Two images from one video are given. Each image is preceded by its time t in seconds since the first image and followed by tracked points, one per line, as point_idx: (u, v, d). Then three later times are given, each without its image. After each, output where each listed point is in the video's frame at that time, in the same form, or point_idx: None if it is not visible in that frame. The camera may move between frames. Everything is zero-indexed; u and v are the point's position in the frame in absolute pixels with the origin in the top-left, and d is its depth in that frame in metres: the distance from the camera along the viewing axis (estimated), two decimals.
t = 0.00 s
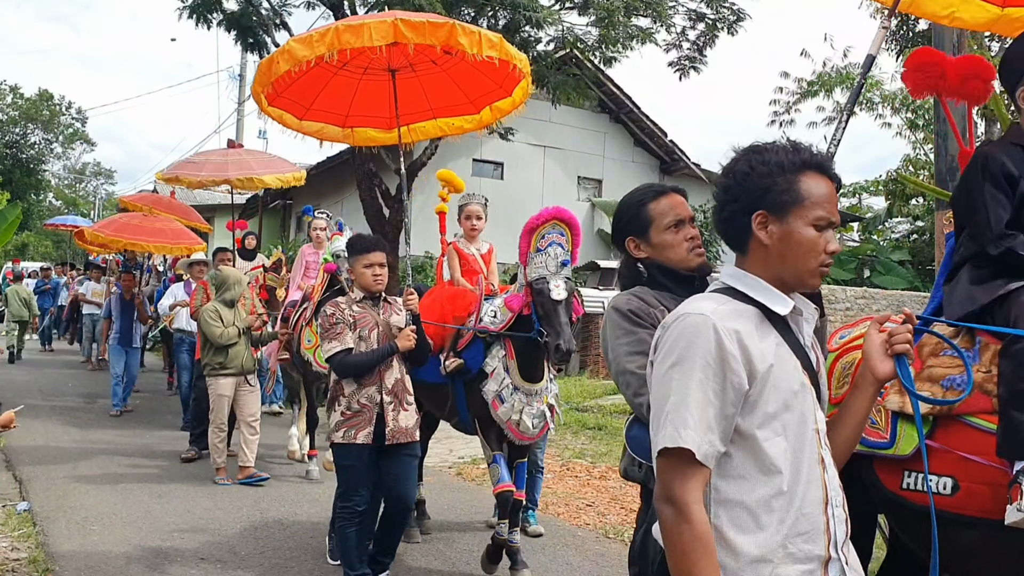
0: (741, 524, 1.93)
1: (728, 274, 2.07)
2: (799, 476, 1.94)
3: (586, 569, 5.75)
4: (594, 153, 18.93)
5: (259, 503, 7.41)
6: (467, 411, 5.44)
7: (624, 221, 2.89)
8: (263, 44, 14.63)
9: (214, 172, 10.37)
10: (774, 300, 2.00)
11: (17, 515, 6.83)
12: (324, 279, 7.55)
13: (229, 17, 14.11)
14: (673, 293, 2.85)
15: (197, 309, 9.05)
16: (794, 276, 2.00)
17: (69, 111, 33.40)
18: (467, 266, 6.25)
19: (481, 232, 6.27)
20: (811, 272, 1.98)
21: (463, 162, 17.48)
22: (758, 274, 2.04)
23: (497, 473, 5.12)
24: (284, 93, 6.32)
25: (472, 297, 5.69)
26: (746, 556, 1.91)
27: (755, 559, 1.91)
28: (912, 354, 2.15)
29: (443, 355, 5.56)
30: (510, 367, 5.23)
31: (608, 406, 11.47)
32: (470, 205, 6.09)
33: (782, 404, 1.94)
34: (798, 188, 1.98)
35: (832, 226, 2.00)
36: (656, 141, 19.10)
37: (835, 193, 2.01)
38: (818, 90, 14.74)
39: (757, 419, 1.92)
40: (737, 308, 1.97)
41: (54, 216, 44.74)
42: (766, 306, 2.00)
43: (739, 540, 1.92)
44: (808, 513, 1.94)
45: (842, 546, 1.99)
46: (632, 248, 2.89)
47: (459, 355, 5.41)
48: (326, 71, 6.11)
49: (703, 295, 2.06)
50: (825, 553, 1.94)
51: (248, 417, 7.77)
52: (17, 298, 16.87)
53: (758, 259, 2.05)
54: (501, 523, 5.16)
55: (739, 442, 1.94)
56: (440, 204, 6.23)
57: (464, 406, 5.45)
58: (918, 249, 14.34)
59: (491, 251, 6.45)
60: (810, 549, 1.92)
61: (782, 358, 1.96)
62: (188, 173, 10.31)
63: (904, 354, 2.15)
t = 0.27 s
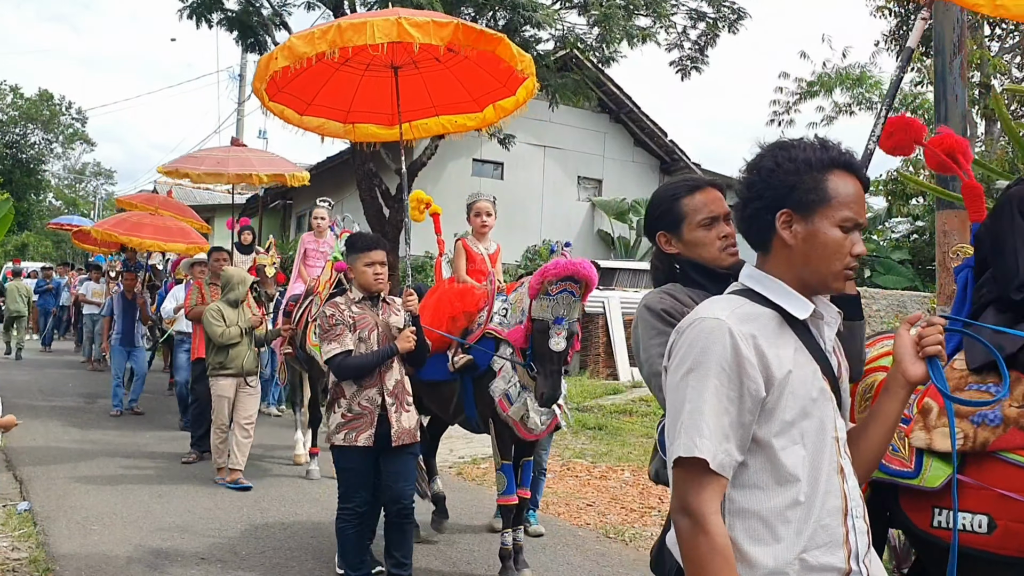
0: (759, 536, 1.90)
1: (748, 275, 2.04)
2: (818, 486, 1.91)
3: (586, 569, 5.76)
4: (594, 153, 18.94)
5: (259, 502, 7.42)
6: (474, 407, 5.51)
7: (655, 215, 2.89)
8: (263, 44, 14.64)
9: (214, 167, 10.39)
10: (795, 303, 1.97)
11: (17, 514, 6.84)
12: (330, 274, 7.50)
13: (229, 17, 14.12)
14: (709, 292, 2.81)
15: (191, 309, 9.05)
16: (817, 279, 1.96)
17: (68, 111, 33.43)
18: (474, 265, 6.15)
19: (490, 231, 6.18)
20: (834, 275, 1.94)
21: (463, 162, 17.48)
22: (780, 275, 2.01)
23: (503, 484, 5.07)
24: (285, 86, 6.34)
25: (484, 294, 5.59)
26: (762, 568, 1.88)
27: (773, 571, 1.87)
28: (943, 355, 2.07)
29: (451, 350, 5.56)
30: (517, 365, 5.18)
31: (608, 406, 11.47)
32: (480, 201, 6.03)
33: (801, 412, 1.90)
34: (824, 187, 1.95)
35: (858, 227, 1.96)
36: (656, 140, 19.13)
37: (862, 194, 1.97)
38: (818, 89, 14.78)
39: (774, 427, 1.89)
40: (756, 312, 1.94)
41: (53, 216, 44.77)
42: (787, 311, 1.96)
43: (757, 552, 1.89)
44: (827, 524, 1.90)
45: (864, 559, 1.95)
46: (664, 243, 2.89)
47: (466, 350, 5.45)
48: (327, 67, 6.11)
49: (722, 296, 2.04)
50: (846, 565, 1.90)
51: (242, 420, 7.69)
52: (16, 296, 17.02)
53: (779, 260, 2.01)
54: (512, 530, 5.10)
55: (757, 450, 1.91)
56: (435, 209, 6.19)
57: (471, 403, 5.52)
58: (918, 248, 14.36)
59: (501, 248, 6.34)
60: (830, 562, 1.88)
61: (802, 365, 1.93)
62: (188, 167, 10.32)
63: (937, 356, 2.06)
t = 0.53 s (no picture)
0: (788, 543, 1.86)
1: (779, 271, 1.98)
2: (847, 492, 1.86)
3: (587, 569, 5.75)
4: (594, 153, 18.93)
5: (259, 503, 7.41)
6: (474, 412, 5.45)
7: (682, 208, 2.89)
8: (263, 43, 14.64)
9: (210, 159, 10.39)
10: (828, 301, 1.91)
11: (17, 514, 6.83)
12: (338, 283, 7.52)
13: (230, 17, 14.12)
14: (734, 287, 2.81)
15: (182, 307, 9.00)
16: (851, 276, 1.90)
17: (70, 111, 33.49)
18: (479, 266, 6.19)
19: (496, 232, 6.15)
20: (869, 272, 1.88)
21: (463, 162, 17.48)
22: (811, 271, 1.95)
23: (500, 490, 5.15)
24: (290, 82, 6.29)
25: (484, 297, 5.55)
26: None
27: None
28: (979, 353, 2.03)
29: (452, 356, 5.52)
30: (511, 369, 5.15)
31: (608, 406, 11.46)
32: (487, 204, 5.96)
33: (832, 415, 1.86)
34: (858, 181, 1.89)
35: (894, 224, 1.90)
36: (657, 141, 19.13)
37: (898, 189, 1.91)
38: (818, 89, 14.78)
39: (805, 430, 1.85)
40: (785, 309, 1.89)
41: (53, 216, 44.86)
42: (820, 309, 1.90)
43: (786, 559, 1.85)
44: (855, 530, 1.85)
45: (893, 565, 1.91)
46: (689, 238, 2.88)
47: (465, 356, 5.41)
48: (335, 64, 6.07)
49: (752, 293, 1.98)
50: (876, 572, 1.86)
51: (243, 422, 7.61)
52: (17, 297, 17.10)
53: (811, 256, 1.95)
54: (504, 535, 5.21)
55: (787, 453, 1.87)
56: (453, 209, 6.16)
57: (471, 409, 5.47)
58: (918, 248, 14.37)
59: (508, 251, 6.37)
60: (860, 569, 1.84)
61: (834, 365, 1.88)
62: (183, 157, 10.25)
63: (970, 356, 2.02)
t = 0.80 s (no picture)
0: (835, 547, 1.84)
1: (819, 268, 1.97)
2: (893, 495, 1.85)
3: (589, 569, 5.73)
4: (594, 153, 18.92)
5: (259, 502, 7.41)
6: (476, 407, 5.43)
7: (701, 208, 2.86)
8: (263, 43, 14.63)
9: (205, 156, 10.38)
10: (871, 298, 1.89)
11: (17, 514, 6.82)
12: (342, 275, 7.59)
13: (230, 17, 14.11)
14: (758, 286, 2.79)
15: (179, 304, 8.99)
16: (893, 273, 1.89)
17: (68, 111, 33.48)
18: (484, 257, 6.10)
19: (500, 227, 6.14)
20: (910, 270, 1.87)
21: (463, 162, 17.47)
22: (851, 268, 1.94)
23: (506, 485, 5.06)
24: (298, 79, 6.26)
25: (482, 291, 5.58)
26: None
27: None
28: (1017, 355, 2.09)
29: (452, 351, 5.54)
30: (519, 363, 5.14)
31: (608, 406, 11.44)
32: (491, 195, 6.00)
33: (878, 415, 1.84)
34: (903, 176, 1.89)
35: (937, 220, 1.90)
36: (657, 140, 19.13)
37: (942, 186, 1.91)
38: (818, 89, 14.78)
39: (852, 430, 1.83)
40: (829, 306, 1.87)
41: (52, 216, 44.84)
42: (862, 307, 1.89)
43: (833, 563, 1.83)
44: (903, 534, 1.84)
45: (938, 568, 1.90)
46: (710, 237, 2.85)
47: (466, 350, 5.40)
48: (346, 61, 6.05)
49: (791, 290, 1.97)
50: None
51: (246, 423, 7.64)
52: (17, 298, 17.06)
53: (852, 253, 1.94)
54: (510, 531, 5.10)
55: (833, 454, 1.85)
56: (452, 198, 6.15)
57: (473, 403, 5.44)
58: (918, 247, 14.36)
59: (511, 245, 6.33)
60: (907, 572, 1.83)
61: (878, 364, 1.86)
62: (178, 154, 10.27)
63: (1010, 355, 2.08)
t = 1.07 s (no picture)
0: (887, 552, 1.83)
1: (859, 267, 1.97)
2: (946, 497, 1.84)
3: (590, 568, 5.73)
4: (594, 152, 18.93)
5: (259, 501, 7.42)
6: (484, 412, 5.39)
7: (725, 200, 2.83)
8: (262, 42, 14.63)
9: (202, 156, 10.40)
10: (915, 297, 1.88)
11: (18, 513, 6.83)
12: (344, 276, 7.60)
13: (228, 16, 14.11)
14: (786, 283, 2.74)
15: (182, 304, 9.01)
16: (934, 272, 1.90)
17: (67, 111, 33.55)
18: (486, 262, 6.11)
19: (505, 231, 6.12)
20: (954, 268, 1.88)
21: (463, 161, 17.48)
22: (891, 266, 1.94)
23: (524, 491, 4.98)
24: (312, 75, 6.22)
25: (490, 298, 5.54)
26: None
27: None
28: None
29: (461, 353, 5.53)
30: (535, 366, 5.10)
31: (608, 404, 11.45)
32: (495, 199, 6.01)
33: (927, 416, 1.83)
34: (944, 172, 1.89)
35: (979, 216, 1.90)
36: (657, 139, 19.13)
37: (984, 182, 1.91)
38: (818, 87, 14.79)
39: (901, 431, 1.82)
40: (871, 306, 1.87)
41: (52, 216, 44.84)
42: (905, 305, 1.88)
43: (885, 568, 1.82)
44: (958, 538, 1.83)
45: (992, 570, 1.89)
46: (734, 231, 2.82)
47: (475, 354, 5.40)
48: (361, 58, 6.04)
49: (832, 290, 1.96)
50: None
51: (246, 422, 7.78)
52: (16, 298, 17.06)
53: (892, 252, 1.95)
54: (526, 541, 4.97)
55: (883, 457, 1.83)
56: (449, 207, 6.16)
57: (480, 408, 5.39)
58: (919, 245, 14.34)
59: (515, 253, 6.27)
60: None
61: (926, 363, 1.85)
62: (175, 154, 10.32)
63: None
